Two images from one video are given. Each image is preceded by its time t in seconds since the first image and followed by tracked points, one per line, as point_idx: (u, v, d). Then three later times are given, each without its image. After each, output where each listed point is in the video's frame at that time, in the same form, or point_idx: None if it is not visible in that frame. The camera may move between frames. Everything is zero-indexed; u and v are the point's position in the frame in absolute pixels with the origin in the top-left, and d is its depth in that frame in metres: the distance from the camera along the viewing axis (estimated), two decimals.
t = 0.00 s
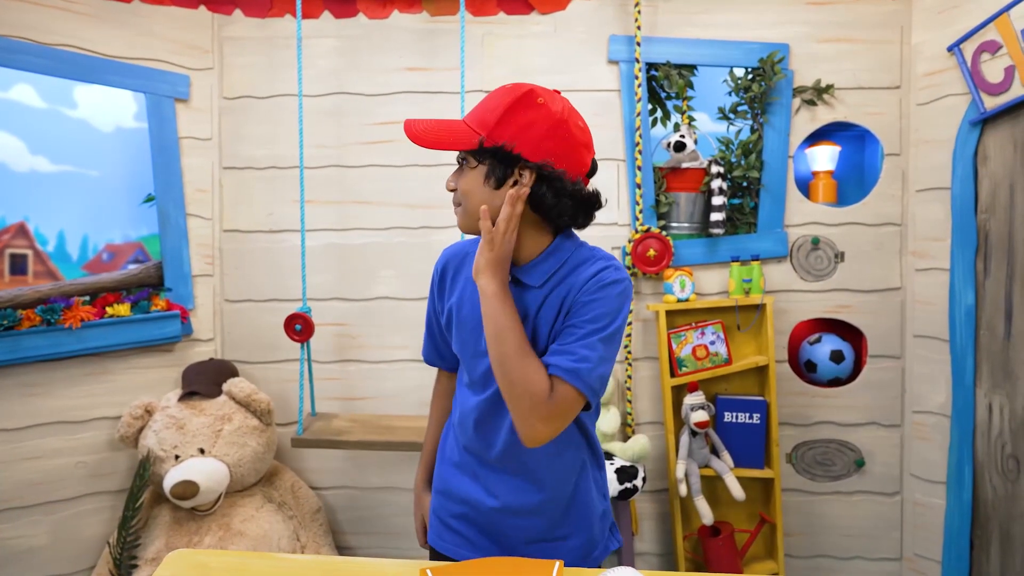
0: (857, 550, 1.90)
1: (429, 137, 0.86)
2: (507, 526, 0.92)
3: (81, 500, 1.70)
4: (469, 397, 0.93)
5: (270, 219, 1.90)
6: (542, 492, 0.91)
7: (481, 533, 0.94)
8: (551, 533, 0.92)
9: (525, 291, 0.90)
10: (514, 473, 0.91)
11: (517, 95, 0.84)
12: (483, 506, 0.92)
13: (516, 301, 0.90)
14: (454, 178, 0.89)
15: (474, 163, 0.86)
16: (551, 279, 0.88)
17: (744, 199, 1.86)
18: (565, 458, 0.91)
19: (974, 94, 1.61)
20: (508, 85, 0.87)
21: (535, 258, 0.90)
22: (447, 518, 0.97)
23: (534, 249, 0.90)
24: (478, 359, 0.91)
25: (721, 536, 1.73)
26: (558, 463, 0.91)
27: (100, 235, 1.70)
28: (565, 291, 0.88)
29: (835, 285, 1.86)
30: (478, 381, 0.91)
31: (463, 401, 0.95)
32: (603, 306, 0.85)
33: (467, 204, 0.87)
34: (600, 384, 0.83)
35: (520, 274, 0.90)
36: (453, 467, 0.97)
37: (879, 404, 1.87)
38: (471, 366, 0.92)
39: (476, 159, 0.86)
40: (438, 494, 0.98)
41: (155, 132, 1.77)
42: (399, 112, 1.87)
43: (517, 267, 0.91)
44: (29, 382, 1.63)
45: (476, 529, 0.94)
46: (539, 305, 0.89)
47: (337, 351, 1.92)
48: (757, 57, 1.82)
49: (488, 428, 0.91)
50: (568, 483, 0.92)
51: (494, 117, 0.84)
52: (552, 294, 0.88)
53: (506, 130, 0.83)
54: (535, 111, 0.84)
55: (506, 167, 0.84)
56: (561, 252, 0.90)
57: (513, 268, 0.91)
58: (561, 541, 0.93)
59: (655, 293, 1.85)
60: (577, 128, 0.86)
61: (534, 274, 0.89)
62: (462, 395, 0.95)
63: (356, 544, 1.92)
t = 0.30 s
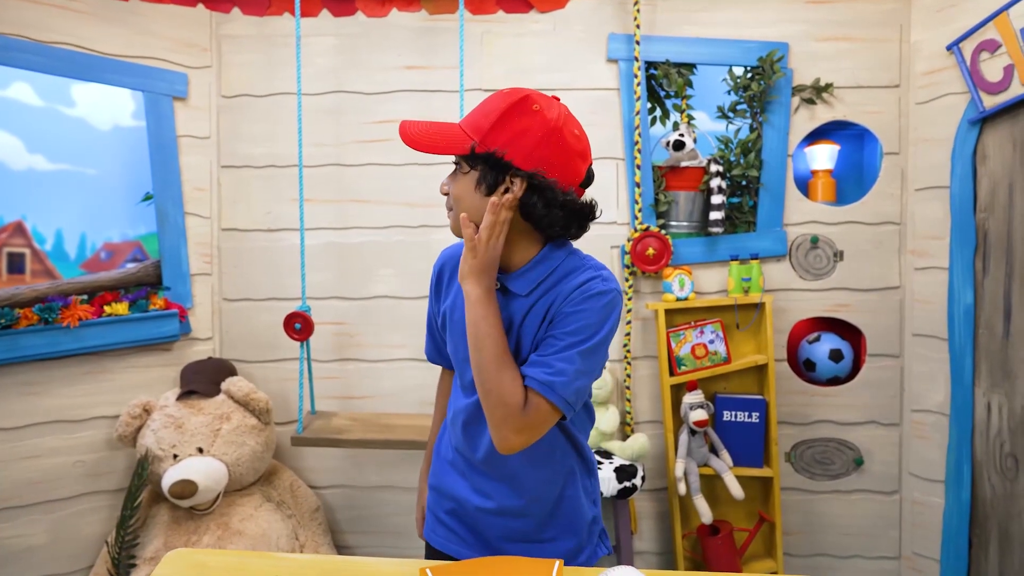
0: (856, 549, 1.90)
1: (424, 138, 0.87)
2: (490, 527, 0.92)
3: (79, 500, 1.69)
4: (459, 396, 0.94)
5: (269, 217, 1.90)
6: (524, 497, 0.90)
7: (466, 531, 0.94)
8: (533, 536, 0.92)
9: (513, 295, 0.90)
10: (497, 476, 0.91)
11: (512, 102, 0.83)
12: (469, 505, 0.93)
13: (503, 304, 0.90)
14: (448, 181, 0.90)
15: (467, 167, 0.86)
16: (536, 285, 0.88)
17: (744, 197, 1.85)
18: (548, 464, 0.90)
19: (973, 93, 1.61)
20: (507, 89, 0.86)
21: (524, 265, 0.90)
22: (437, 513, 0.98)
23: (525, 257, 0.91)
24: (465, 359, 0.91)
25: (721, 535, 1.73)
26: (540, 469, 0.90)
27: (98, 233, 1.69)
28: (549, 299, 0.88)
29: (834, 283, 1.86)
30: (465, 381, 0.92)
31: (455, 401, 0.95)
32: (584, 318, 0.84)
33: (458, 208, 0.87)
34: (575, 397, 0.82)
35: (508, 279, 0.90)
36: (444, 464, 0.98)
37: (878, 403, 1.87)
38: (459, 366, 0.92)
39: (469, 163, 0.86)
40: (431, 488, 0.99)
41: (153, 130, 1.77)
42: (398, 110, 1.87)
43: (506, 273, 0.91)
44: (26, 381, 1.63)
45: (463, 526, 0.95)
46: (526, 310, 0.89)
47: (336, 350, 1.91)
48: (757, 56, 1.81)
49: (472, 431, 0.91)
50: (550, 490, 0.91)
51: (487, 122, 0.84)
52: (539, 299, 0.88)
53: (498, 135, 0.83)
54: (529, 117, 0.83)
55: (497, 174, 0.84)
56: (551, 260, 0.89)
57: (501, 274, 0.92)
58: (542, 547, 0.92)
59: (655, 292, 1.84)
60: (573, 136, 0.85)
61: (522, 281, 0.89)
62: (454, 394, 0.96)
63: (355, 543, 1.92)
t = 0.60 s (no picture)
0: (855, 546, 1.90)
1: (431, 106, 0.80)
2: (484, 523, 0.92)
3: (79, 498, 1.69)
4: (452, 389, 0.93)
5: (269, 216, 1.90)
6: (518, 496, 0.89)
7: (459, 527, 0.95)
8: (527, 533, 0.91)
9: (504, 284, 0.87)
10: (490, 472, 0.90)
11: (534, 92, 0.80)
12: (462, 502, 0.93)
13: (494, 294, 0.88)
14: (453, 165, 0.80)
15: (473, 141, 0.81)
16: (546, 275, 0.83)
17: (744, 195, 1.85)
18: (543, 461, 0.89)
19: (972, 91, 1.61)
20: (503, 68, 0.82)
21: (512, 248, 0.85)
22: (431, 509, 0.98)
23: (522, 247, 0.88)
24: (461, 350, 0.90)
25: (721, 533, 1.73)
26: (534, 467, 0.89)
27: (98, 231, 1.69)
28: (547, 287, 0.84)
29: (833, 281, 1.86)
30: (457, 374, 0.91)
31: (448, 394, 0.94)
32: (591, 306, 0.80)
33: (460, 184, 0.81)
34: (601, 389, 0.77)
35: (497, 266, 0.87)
36: (439, 461, 0.98)
37: (877, 400, 1.88)
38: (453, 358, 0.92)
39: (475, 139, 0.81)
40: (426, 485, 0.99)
41: (153, 128, 1.77)
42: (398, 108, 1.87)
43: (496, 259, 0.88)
44: (26, 379, 1.63)
45: (455, 523, 0.95)
46: (518, 297, 0.86)
47: (336, 348, 1.91)
48: (756, 53, 1.81)
49: (467, 424, 0.90)
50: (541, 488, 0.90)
51: (501, 96, 0.79)
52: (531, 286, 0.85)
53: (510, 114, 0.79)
54: (550, 110, 0.81)
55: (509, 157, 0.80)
56: (545, 243, 0.85)
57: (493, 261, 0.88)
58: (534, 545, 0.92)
59: (655, 289, 1.85)
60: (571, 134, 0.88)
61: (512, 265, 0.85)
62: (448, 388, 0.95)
63: (355, 541, 1.92)
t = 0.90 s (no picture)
0: (854, 542, 1.91)
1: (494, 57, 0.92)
2: (518, 495, 0.90)
3: (80, 494, 1.69)
4: (457, 370, 0.91)
5: (269, 212, 1.90)
6: (552, 457, 0.90)
7: (483, 515, 0.91)
8: (563, 498, 0.91)
9: (517, 249, 0.91)
10: (515, 441, 0.89)
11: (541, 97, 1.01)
12: (487, 482, 0.91)
13: (507, 262, 0.91)
14: (507, 129, 0.91)
15: (512, 100, 0.93)
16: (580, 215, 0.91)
17: (744, 191, 1.85)
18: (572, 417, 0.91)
19: (972, 87, 1.61)
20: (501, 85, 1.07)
21: (511, 215, 0.94)
22: (444, 512, 0.93)
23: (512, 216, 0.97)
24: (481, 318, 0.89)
25: (720, 528, 1.74)
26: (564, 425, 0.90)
27: (97, 227, 1.69)
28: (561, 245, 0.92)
29: (833, 278, 1.87)
30: (470, 351, 0.90)
31: (448, 377, 0.92)
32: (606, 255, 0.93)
33: (499, 131, 0.90)
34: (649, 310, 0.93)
35: (507, 229, 0.92)
36: (444, 457, 0.94)
37: (877, 396, 1.88)
38: (459, 336, 0.90)
39: (515, 99, 0.93)
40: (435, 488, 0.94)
41: (153, 124, 1.77)
42: (399, 105, 1.87)
43: (503, 225, 0.92)
44: (26, 375, 1.63)
45: (477, 513, 0.91)
46: (535, 258, 0.91)
47: (336, 344, 1.92)
48: (756, 50, 1.82)
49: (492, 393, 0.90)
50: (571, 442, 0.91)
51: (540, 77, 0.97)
52: (545, 245, 0.91)
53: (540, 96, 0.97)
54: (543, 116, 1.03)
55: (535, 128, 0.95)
56: (534, 210, 0.94)
57: (501, 229, 0.92)
58: (567, 510, 0.91)
59: (655, 286, 1.85)
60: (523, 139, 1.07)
61: (523, 227, 0.92)
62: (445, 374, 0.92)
63: (355, 537, 1.92)
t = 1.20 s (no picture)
0: (854, 539, 1.91)
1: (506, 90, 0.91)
2: (538, 472, 0.92)
3: (80, 492, 1.69)
4: (475, 351, 0.92)
5: (268, 210, 1.90)
6: (569, 432, 0.93)
7: (506, 493, 0.92)
8: (580, 475, 0.93)
9: (531, 239, 0.95)
10: (539, 417, 0.92)
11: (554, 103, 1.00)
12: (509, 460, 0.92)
13: (523, 249, 0.94)
14: (518, 157, 0.93)
15: (524, 126, 0.94)
16: (586, 222, 0.98)
17: (744, 190, 1.86)
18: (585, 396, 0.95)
19: (972, 86, 1.61)
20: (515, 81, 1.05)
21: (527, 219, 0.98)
22: (463, 494, 0.92)
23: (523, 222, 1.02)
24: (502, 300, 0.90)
25: (720, 526, 1.74)
26: (578, 403, 0.94)
27: (97, 226, 1.69)
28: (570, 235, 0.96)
29: (833, 277, 1.87)
30: (491, 329, 0.90)
31: (467, 358, 0.93)
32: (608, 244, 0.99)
33: (511, 160, 0.93)
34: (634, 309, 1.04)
35: (522, 223, 0.96)
36: (461, 438, 0.93)
37: (876, 395, 1.88)
38: (480, 314, 0.91)
39: (528, 125, 0.94)
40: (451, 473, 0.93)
41: (153, 122, 1.77)
42: (398, 103, 1.87)
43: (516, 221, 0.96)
44: (26, 374, 1.63)
45: (500, 491, 0.92)
46: (548, 246, 0.94)
47: (335, 343, 1.92)
48: (756, 49, 1.82)
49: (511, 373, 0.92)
50: (588, 421, 0.95)
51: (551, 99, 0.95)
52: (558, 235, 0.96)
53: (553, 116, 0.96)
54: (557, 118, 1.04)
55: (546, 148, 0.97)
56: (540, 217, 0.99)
57: (516, 223, 0.96)
58: (587, 486, 0.94)
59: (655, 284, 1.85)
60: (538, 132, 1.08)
61: (535, 222, 0.97)
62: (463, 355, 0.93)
63: (355, 535, 1.92)
